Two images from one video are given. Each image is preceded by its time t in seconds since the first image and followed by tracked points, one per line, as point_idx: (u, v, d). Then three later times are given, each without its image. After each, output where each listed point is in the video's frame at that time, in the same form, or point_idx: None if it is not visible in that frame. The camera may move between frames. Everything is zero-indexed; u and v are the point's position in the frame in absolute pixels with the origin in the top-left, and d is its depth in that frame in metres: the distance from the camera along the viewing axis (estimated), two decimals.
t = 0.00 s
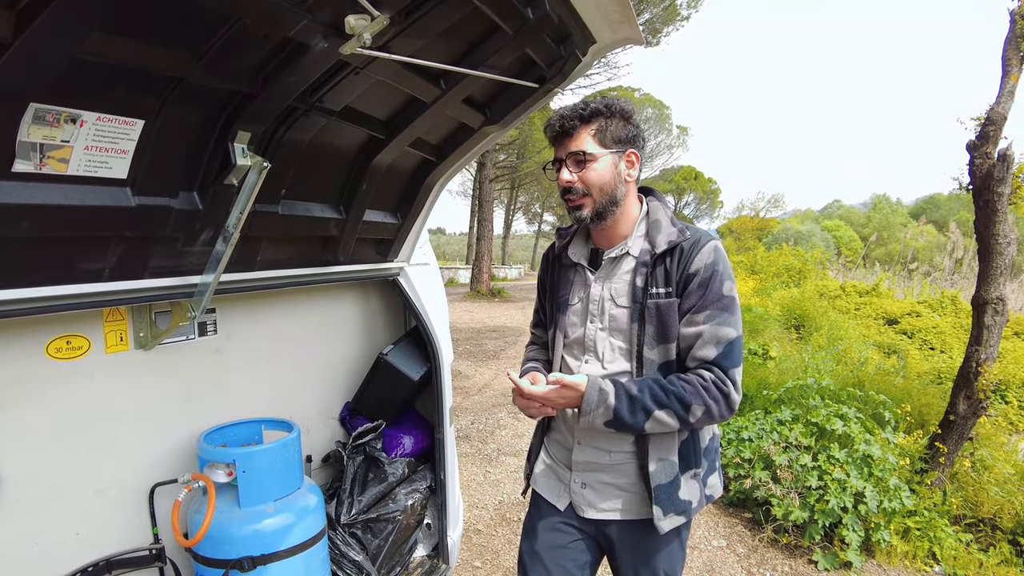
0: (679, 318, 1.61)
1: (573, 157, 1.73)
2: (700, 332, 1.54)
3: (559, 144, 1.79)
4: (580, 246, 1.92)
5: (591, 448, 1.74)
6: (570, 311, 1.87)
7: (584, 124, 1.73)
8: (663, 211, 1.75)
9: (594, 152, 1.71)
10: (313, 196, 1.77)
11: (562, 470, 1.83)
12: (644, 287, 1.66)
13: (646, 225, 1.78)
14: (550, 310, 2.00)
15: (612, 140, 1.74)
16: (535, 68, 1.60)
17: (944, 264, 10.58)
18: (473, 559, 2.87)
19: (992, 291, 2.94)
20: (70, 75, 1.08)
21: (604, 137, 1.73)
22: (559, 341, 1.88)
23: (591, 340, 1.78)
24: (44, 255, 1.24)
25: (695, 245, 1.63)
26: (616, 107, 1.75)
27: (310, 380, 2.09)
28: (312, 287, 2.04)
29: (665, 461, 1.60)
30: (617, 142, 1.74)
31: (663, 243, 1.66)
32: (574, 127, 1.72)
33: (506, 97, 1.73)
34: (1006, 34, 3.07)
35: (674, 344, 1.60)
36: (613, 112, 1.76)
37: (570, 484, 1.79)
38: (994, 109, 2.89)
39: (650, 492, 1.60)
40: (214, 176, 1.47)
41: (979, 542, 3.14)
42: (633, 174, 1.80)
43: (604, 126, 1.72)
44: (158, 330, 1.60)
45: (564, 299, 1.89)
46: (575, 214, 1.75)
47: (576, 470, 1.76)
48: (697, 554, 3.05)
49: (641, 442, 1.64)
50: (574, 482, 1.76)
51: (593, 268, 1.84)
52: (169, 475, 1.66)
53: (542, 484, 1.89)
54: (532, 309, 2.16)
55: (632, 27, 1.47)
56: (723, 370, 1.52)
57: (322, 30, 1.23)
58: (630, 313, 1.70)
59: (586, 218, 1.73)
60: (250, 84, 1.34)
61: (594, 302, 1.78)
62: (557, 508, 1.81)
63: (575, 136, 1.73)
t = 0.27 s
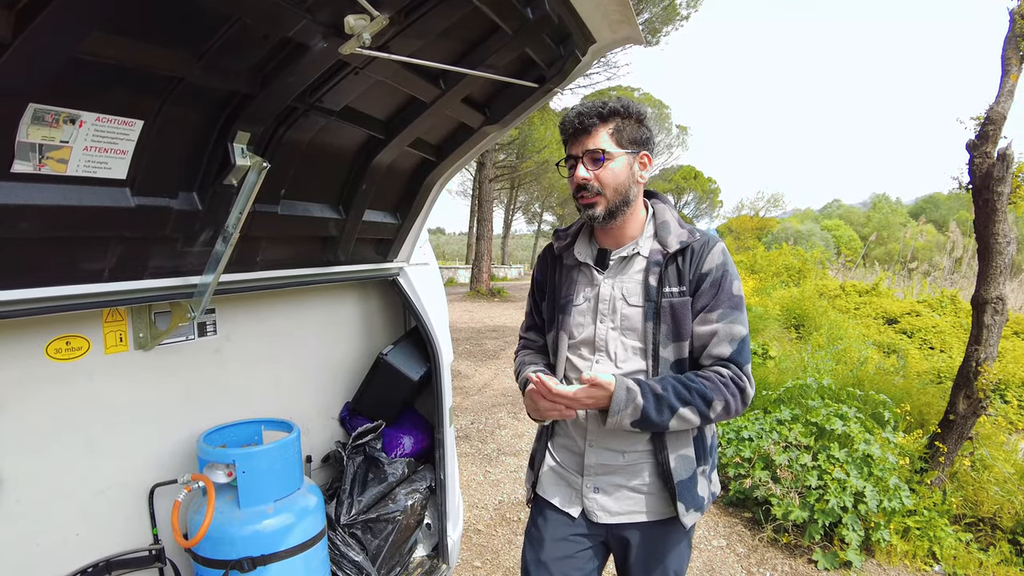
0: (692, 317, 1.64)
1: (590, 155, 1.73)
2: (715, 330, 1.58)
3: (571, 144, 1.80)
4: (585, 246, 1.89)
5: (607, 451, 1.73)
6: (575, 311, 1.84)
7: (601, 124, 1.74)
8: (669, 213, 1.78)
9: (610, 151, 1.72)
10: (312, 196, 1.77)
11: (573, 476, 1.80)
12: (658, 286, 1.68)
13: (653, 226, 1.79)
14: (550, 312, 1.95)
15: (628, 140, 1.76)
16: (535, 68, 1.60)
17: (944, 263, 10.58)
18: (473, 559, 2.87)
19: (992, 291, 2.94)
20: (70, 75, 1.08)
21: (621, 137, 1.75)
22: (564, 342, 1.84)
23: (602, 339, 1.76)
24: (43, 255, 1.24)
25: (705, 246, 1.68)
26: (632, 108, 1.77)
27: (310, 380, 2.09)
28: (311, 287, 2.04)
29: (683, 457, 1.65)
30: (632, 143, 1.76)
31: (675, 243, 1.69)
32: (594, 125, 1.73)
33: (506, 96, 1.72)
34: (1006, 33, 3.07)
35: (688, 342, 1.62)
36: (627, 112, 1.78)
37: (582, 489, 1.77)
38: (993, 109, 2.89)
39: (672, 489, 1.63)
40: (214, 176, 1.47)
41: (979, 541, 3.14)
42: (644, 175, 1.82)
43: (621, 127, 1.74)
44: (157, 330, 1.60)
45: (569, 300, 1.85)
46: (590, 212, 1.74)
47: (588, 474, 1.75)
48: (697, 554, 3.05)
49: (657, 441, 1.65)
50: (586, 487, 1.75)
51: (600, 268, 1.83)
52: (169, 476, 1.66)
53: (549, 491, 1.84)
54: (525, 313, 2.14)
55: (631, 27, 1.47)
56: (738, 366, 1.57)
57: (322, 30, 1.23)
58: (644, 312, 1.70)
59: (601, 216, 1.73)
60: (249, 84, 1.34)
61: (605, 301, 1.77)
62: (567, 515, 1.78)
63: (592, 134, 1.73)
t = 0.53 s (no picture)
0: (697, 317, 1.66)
1: (603, 152, 1.73)
2: (720, 329, 1.61)
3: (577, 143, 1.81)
4: (586, 246, 1.89)
5: (616, 452, 1.73)
6: (579, 312, 1.83)
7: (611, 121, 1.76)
8: (671, 215, 1.79)
9: (622, 148, 1.74)
10: (310, 197, 1.77)
11: (579, 480, 1.79)
12: (664, 285, 1.68)
13: (655, 229, 1.80)
14: (549, 315, 1.93)
15: (634, 139, 1.79)
16: (534, 68, 1.60)
17: (943, 263, 10.58)
18: (472, 560, 2.87)
19: (991, 291, 2.94)
20: (65, 77, 1.07)
21: (629, 136, 1.77)
22: (567, 345, 1.83)
23: (608, 340, 1.75)
24: (40, 257, 1.24)
25: (706, 247, 1.70)
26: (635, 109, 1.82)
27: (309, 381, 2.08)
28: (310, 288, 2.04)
29: (692, 455, 1.66)
30: (637, 142, 1.79)
31: (678, 243, 1.70)
32: (607, 121, 1.74)
33: (504, 96, 1.72)
34: (1005, 33, 3.07)
35: (694, 340, 1.64)
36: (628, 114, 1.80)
37: (590, 494, 1.76)
38: (993, 108, 2.89)
39: (682, 489, 1.64)
40: (212, 177, 1.46)
41: (979, 541, 3.14)
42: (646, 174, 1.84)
43: (631, 125, 1.77)
44: (155, 332, 1.59)
45: (572, 301, 1.83)
46: (603, 210, 1.72)
47: (598, 479, 1.74)
48: (697, 554, 3.05)
49: (665, 440, 1.66)
50: (596, 491, 1.74)
51: (604, 269, 1.82)
52: (167, 478, 1.66)
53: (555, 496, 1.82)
54: (518, 318, 2.11)
55: (630, 27, 1.46)
56: (742, 363, 1.61)
57: (319, 31, 1.22)
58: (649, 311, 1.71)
59: (615, 212, 1.72)
60: (247, 85, 1.33)
61: (610, 300, 1.76)
62: (572, 519, 1.78)
63: (603, 132, 1.74)
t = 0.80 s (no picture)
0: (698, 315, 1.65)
1: (571, 165, 1.75)
2: (722, 328, 1.59)
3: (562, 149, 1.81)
4: (589, 244, 1.87)
5: (614, 450, 1.73)
6: (580, 309, 1.82)
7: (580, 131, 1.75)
8: (674, 213, 1.78)
9: (589, 158, 1.73)
10: (309, 196, 1.76)
11: (577, 476, 1.79)
12: (665, 283, 1.67)
13: (658, 225, 1.80)
14: (551, 312, 1.93)
15: (610, 143, 1.74)
16: (534, 67, 1.59)
17: (941, 262, 10.60)
18: (472, 560, 2.86)
19: (990, 290, 2.94)
20: (61, 73, 1.06)
21: (599, 141, 1.73)
22: (567, 342, 1.82)
23: (608, 338, 1.75)
24: (36, 257, 1.23)
25: (709, 245, 1.69)
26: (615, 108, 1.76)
27: (307, 381, 2.07)
28: (308, 288, 2.03)
29: (690, 454, 1.65)
30: (614, 146, 1.74)
31: (680, 241, 1.69)
32: (575, 132, 1.74)
33: (503, 95, 1.71)
34: (1004, 33, 3.07)
35: (694, 339, 1.63)
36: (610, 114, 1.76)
37: (588, 490, 1.76)
38: (992, 108, 2.89)
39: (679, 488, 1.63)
40: (209, 176, 1.45)
41: (978, 540, 3.14)
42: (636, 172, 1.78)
43: (601, 131, 1.73)
44: (153, 332, 1.58)
45: (573, 298, 1.83)
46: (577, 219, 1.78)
47: (596, 475, 1.73)
48: (696, 554, 3.05)
49: (664, 439, 1.65)
50: (593, 488, 1.73)
51: (605, 266, 1.82)
52: (165, 479, 1.65)
53: (554, 491, 1.82)
54: (524, 315, 2.10)
55: (630, 25, 1.45)
56: (744, 362, 1.59)
57: (318, 29, 1.21)
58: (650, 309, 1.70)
59: (589, 221, 1.76)
60: (245, 83, 1.32)
61: (610, 299, 1.76)
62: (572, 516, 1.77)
63: (571, 144, 1.75)
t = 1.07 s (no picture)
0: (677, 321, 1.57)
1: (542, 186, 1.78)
2: (698, 337, 1.50)
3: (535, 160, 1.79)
4: (581, 247, 1.89)
5: (590, 446, 1.72)
6: (572, 311, 1.87)
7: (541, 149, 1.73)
8: (663, 212, 1.71)
9: (551, 179, 1.72)
10: (305, 195, 1.75)
11: (561, 467, 1.83)
12: (642, 288, 1.64)
13: (645, 225, 1.73)
14: (554, 313, 1.99)
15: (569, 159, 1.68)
16: (530, 66, 1.59)
17: (936, 262, 10.65)
18: (468, 560, 2.86)
19: (985, 290, 2.95)
20: (56, 71, 1.06)
21: (556, 159, 1.69)
22: (561, 343, 1.88)
23: (589, 340, 1.77)
24: (30, 256, 1.22)
25: (692, 246, 1.58)
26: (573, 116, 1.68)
27: (303, 381, 2.07)
28: (304, 287, 2.02)
29: (660, 463, 1.58)
30: (572, 161, 1.66)
31: (659, 243, 1.62)
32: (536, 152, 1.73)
33: (500, 94, 1.71)
34: (998, 34, 3.08)
35: (671, 347, 1.56)
36: (578, 117, 1.69)
37: (568, 481, 1.78)
38: (986, 109, 2.90)
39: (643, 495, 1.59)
40: (205, 176, 1.45)
41: (972, 539, 3.15)
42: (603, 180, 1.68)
43: (555, 151, 1.68)
44: (148, 332, 1.58)
45: (567, 300, 1.89)
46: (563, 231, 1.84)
47: (574, 467, 1.75)
48: (692, 553, 3.05)
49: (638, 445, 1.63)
50: (572, 478, 1.76)
51: (594, 268, 1.85)
52: (160, 479, 1.64)
53: (540, 478, 1.88)
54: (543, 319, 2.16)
55: (626, 25, 1.45)
56: (724, 374, 1.47)
57: (314, 27, 1.21)
58: (629, 315, 1.68)
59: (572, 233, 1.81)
60: (241, 82, 1.32)
61: (592, 304, 1.77)
62: (556, 505, 1.81)
63: (538, 165, 1.76)
